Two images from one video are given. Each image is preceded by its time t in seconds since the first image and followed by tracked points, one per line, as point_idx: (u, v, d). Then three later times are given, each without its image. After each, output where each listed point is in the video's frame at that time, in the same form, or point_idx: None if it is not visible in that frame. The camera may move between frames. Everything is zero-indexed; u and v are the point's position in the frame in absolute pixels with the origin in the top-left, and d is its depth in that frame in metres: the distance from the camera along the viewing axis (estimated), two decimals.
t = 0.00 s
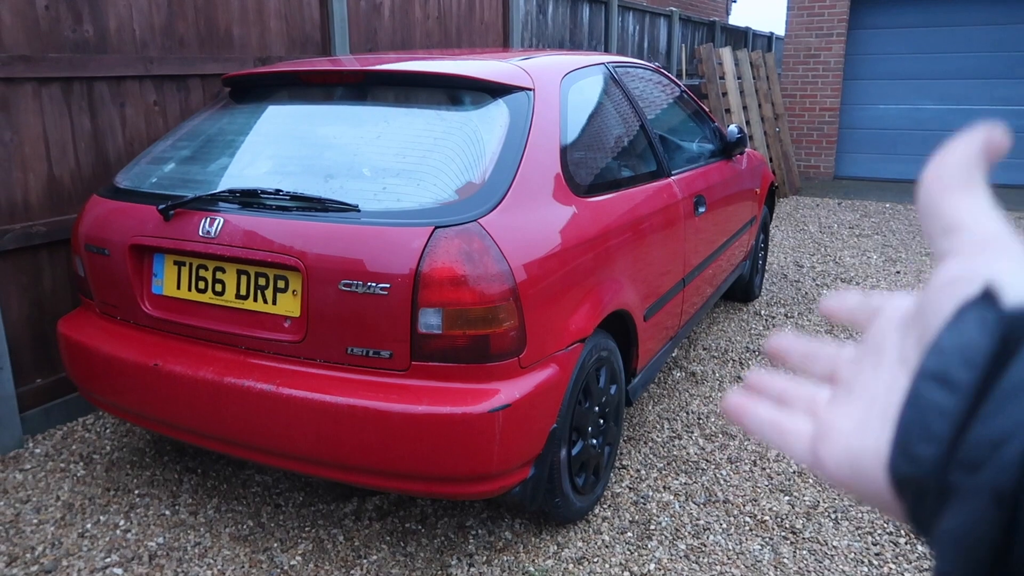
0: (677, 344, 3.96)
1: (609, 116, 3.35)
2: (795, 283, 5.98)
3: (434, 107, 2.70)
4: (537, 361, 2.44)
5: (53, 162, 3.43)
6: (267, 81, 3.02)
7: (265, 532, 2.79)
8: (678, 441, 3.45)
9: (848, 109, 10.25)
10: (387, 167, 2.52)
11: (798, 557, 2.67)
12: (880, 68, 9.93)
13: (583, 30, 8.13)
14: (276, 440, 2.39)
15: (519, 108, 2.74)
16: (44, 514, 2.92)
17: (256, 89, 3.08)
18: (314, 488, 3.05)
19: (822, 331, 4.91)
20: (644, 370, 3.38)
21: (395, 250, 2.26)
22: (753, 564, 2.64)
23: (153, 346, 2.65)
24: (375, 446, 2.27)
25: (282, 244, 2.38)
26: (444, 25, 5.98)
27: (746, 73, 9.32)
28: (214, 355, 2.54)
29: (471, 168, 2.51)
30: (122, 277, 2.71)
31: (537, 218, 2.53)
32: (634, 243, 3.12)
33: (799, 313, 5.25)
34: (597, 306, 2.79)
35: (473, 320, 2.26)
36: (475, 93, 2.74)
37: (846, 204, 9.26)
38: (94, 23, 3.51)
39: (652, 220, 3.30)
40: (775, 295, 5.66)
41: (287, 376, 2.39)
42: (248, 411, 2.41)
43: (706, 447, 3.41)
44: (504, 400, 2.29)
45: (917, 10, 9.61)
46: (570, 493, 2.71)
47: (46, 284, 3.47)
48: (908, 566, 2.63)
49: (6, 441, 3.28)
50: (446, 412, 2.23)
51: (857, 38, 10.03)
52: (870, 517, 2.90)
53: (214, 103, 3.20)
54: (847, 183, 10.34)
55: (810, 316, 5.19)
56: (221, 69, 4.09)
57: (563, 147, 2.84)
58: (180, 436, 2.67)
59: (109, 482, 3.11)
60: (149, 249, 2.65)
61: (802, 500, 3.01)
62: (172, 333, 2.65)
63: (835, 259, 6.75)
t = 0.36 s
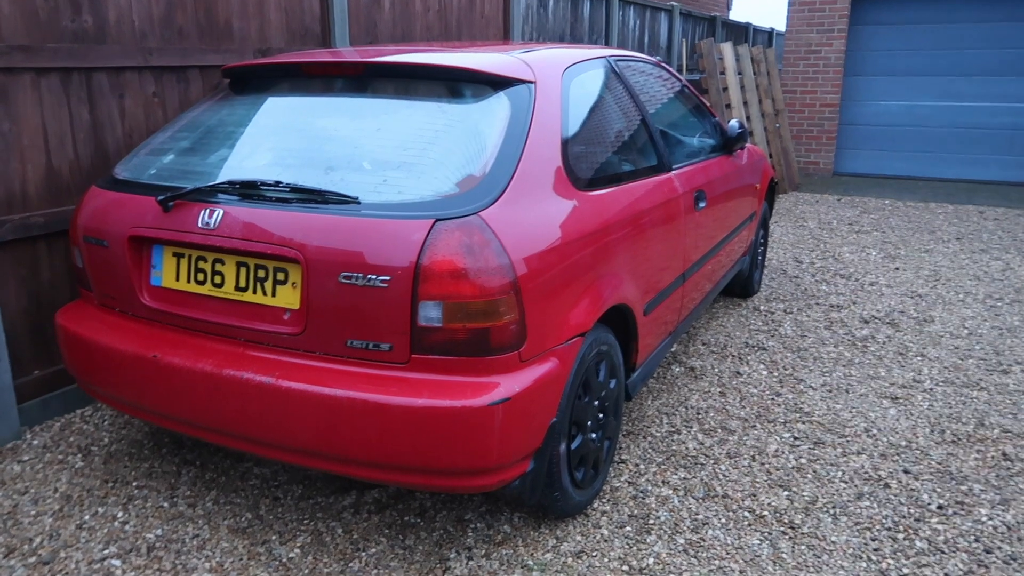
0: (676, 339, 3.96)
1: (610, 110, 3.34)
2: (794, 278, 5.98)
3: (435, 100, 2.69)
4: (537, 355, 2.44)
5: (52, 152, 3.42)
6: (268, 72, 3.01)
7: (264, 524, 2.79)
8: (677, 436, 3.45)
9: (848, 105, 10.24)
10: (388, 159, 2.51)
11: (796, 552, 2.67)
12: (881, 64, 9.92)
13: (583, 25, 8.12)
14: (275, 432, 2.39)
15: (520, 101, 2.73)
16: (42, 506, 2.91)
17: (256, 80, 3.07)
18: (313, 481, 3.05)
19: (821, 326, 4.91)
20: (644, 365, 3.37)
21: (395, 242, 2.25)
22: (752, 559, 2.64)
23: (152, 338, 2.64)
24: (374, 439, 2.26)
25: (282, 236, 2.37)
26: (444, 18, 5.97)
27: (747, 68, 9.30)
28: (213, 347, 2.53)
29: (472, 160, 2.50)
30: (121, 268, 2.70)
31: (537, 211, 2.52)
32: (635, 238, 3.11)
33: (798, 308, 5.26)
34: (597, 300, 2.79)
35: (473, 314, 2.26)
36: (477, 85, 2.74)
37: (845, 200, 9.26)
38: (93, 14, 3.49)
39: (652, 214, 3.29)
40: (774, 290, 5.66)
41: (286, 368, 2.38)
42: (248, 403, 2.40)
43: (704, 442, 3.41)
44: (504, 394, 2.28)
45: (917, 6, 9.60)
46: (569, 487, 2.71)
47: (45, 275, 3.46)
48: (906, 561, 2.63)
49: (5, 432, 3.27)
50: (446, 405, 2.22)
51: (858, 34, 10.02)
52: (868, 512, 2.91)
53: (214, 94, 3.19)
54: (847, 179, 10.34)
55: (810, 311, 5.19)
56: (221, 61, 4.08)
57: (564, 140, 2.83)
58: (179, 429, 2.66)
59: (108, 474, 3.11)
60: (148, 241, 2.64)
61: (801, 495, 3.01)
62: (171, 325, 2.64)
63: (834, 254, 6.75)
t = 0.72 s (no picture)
0: (698, 332, 3.92)
1: (633, 100, 3.31)
2: (817, 272, 5.91)
3: (458, 88, 2.67)
4: (558, 346, 2.41)
5: (76, 139, 3.44)
6: (290, 59, 3.00)
7: (284, 512, 2.79)
8: (697, 429, 3.42)
9: (874, 98, 10.10)
10: (410, 147, 2.50)
11: (819, 548, 2.64)
12: (907, 56, 9.78)
13: (606, 15, 8.06)
14: (296, 420, 2.38)
15: (543, 90, 2.71)
16: (65, 489, 2.94)
17: (278, 67, 3.06)
18: (333, 469, 3.05)
19: (845, 321, 4.85)
20: (665, 358, 3.34)
21: (417, 231, 2.24)
22: (774, 554, 2.61)
23: (174, 325, 2.65)
24: (395, 428, 2.25)
25: (303, 224, 2.36)
26: (466, 7, 5.94)
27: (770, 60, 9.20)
28: (235, 335, 2.53)
29: (494, 149, 2.48)
30: (143, 255, 2.71)
31: (560, 201, 2.49)
32: (658, 229, 3.08)
33: (821, 303, 5.19)
34: (619, 292, 2.76)
35: (495, 303, 2.24)
36: (499, 73, 2.71)
37: (869, 194, 9.14)
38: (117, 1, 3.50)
39: (676, 206, 3.25)
40: (796, 284, 5.59)
41: (308, 356, 2.38)
42: (269, 391, 2.40)
43: (725, 436, 3.37)
44: (525, 384, 2.26)
45: None
46: (589, 479, 2.69)
47: (69, 261, 3.48)
48: (931, 560, 2.59)
49: (29, 416, 3.30)
50: (467, 395, 2.21)
51: (884, 26, 9.88)
52: (892, 510, 2.86)
53: (237, 82, 3.19)
54: (871, 172, 10.20)
55: (833, 306, 5.13)
56: (244, 49, 4.08)
57: (588, 129, 2.80)
58: (201, 415, 2.67)
59: (130, 459, 3.13)
60: (171, 228, 2.65)
61: (824, 491, 2.97)
62: (193, 312, 2.64)
63: (858, 249, 6.67)
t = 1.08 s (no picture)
0: (704, 329, 3.91)
1: (641, 95, 3.29)
2: (824, 269, 5.88)
3: (464, 83, 2.67)
4: (562, 342, 2.41)
5: (84, 132, 3.44)
6: (297, 53, 3.00)
7: (288, 506, 2.80)
8: (702, 427, 3.41)
9: (884, 93, 10.03)
10: (415, 142, 2.49)
11: (823, 547, 2.63)
12: (919, 51, 9.71)
13: (615, 9, 8.03)
14: (300, 415, 2.39)
15: (550, 85, 2.70)
16: (71, 481, 2.95)
17: (285, 61, 3.06)
18: (337, 463, 3.06)
19: (852, 318, 4.83)
20: (670, 354, 3.33)
21: (421, 226, 2.23)
22: (777, 553, 2.60)
23: (179, 319, 2.66)
24: (398, 423, 2.26)
25: (308, 218, 2.36)
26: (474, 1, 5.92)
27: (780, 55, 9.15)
28: (240, 329, 2.54)
29: (500, 144, 2.47)
30: (149, 248, 2.71)
31: (566, 197, 2.48)
32: (664, 226, 3.06)
33: (828, 300, 5.17)
34: (624, 288, 2.75)
35: (499, 299, 2.24)
36: (506, 68, 2.70)
37: (879, 191, 9.08)
38: None
39: (682, 202, 3.24)
40: (804, 281, 5.57)
41: (312, 351, 2.38)
42: (272, 385, 2.41)
43: (730, 433, 3.36)
44: (529, 381, 2.26)
45: None
46: (592, 476, 2.69)
47: (76, 254, 3.49)
48: (936, 560, 2.58)
49: (35, 408, 3.32)
50: (470, 391, 2.20)
51: (896, 21, 9.80)
52: (897, 509, 2.85)
53: (244, 76, 3.19)
54: (881, 168, 10.13)
55: (840, 303, 5.11)
56: (251, 42, 4.07)
57: (594, 125, 2.78)
58: (205, 408, 2.67)
59: (135, 452, 3.14)
60: (176, 221, 2.65)
61: (828, 489, 2.96)
62: (198, 306, 2.65)
63: (866, 246, 6.63)
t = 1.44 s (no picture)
0: (717, 330, 3.88)
1: (652, 95, 3.27)
2: (838, 271, 5.83)
3: (476, 83, 2.66)
4: (576, 344, 2.39)
5: (97, 135, 3.45)
6: (308, 55, 3.00)
7: (300, 509, 2.80)
8: (716, 429, 3.39)
9: (897, 93, 9.96)
10: (427, 144, 2.48)
11: (840, 551, 2.60)
12: (932, 50, 9.64)
13: (625, 10, 8.01)
14: (312, 418, 2.38)
15: (561, 85, 2.68)
16: (85, 484, 2.96)
17: (296, 63, 3.06)
18: (349, 466, 3.05)
19: (867, 320, 4.79)
20: (684, 356, 3.31)
21: (433, 228, 2.22)
22: (794, 557, 2.57)
23: (192, 321, 2.65)
24: (411, 426, 2.24)
25: (320, 221, 2.35)
26: (484, 2, 5.91)
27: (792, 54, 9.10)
28: (252, 331, 2.53)
29: (512, 146, 2.46)
30: (162, 251, 2.71)
31: (578, 198, 2.47)
32: (677, 227, 3.04)
33: (842, 301, 5.13)
34: (638, 290, 2.73)
35: (512, 302, 2.22)
36: (517, 69, 2.69)
37: (892, 191, 9.02)
38: None
39: (695, 203, 3.22)
40: (817, 282, 5.53)
41: (324, 353, 2.37)
42: (285, 388, 2.40)
43: (744, 436, 3.34)
44: (542, 383, 2.25)
45: None
46: (606, 479, 2.67)
47: (89, 257, 3.50)
48: (955, 564, 2.55)
49: (49, 410, 3.33)
50: (483, 394, 2.19)
51: (908, 20, 9.74)
52: (914, 513, 2.81)
53: (255, 78, 3.19)
54: (894, 168, 10.06)
55: (854, 304, 5.06)
56: (262, 45, 4.08)
57: (606, 125, 2.77)
58: (218, 411, 2.67)
59: (148, 455, 3.15)
60: (189, 224, 2.65)
61: (845, 493, 2.93)
62: (211, 308, 2.65)
63: (880, 247, 6.58)
